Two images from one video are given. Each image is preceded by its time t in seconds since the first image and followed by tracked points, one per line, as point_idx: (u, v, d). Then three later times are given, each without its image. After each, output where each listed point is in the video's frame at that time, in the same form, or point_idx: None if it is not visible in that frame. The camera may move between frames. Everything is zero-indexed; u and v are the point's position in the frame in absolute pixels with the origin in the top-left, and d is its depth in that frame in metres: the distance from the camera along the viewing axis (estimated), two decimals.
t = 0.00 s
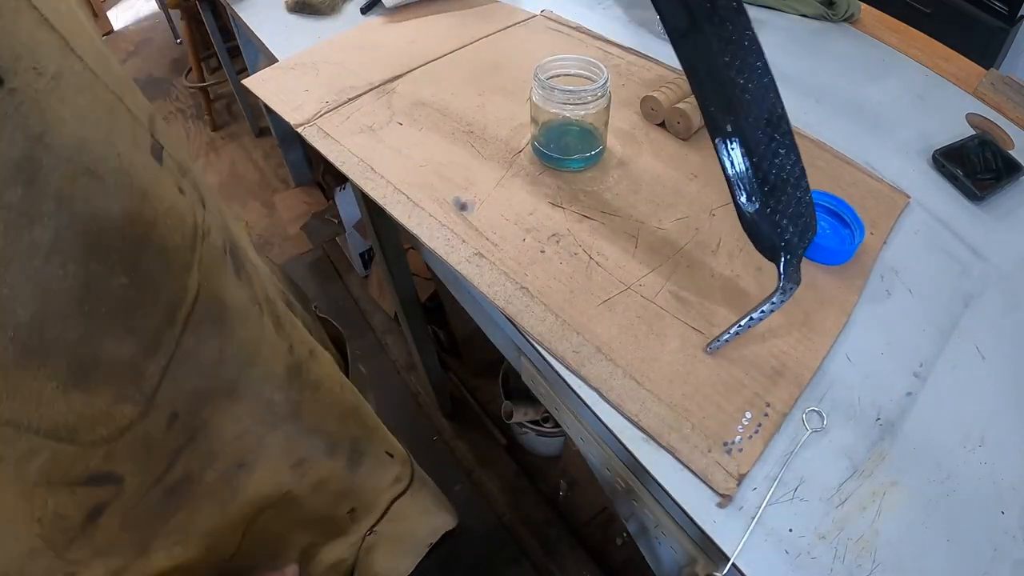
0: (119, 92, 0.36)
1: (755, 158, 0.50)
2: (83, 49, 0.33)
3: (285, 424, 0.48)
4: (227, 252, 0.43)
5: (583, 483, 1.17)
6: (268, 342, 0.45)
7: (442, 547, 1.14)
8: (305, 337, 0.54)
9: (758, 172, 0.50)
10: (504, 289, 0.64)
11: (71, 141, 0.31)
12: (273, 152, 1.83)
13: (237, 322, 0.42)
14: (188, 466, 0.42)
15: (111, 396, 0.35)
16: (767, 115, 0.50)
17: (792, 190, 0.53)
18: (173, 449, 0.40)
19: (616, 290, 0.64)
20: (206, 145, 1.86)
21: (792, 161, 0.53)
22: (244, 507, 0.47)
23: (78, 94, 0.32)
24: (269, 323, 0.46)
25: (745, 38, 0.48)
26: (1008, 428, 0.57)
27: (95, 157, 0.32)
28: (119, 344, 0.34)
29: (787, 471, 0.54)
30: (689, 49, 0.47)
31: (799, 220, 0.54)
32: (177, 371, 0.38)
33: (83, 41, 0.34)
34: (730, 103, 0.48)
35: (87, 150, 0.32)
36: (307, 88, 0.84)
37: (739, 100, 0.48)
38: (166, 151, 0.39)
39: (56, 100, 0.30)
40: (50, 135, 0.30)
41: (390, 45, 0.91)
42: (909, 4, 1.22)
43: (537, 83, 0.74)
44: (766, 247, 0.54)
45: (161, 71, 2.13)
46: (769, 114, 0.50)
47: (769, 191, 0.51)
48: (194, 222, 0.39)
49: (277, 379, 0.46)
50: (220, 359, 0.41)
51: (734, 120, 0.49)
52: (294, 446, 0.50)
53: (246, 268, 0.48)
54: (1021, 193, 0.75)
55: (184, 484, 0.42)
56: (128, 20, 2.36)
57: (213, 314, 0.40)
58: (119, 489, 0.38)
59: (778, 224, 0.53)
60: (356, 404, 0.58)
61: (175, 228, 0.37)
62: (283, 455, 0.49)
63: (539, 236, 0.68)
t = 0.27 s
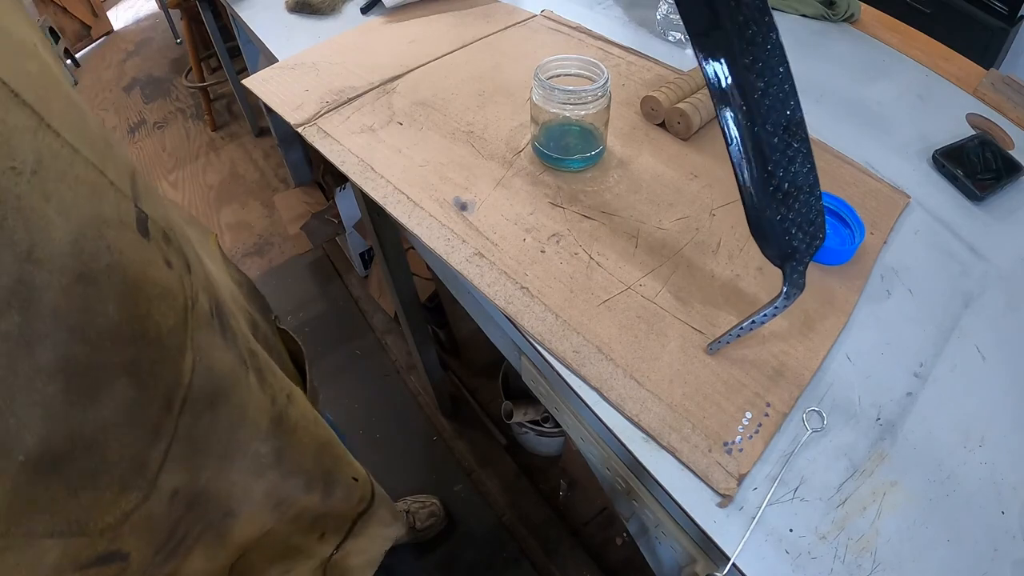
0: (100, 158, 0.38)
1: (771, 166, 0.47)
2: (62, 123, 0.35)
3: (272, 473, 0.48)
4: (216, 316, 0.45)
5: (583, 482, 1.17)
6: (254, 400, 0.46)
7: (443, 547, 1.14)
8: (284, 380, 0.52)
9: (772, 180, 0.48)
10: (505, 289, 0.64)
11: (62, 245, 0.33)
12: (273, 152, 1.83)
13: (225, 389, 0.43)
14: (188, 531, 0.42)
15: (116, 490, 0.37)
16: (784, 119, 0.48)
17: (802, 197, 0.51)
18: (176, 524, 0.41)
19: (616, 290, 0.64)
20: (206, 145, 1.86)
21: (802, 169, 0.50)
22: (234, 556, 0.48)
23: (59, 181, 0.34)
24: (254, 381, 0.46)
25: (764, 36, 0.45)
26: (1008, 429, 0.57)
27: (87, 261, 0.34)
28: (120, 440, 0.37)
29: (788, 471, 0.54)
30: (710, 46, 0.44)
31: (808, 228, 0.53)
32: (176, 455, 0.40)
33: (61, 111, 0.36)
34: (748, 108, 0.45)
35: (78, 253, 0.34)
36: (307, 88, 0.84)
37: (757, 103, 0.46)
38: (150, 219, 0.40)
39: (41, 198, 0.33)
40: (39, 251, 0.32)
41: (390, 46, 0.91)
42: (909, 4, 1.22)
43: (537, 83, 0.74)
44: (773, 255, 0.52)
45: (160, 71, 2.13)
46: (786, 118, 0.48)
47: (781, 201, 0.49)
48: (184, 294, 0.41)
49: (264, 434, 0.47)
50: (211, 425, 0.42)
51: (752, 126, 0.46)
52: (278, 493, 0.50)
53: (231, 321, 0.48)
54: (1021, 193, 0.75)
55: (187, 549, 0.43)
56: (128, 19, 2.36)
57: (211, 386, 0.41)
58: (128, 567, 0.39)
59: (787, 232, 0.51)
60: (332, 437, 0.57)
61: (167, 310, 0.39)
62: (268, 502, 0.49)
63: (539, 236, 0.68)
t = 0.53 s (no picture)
0: (86, 200, 0.41)
1: (765, 169, 0.47)
2: (46, 171, 0.39)
3: (276, 509, 0.51)
4: (213, 355, 0.47)
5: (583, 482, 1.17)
6: (255, 439, 0.48)
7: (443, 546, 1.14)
8: (284, 413, 0.54)
9: (768, 181, 0.48)
10: (505, 289, 0.64)
11: (50, 302, 0.36)
12: (273, 152, 1.83)
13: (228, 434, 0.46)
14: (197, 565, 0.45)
15: (127, 543, 0.40)
16: (777, 120, 0.47)
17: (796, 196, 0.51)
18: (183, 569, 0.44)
19: (617, 290, 0.64)
20: (206, 145, 1.86)
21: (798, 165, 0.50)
22: None
23: (45, 235, 0.37)
24: (255, 418, 0.49)
25: (758, 35, 0.44)
26: (1008, 429, 0.57)
27: (80, 320, 0.37)
28: (128, 496, 0.40)
29: (788, 472, 0.54)
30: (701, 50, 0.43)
31: (805, 225, 0.52)
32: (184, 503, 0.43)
33: (45, 158, 0.39)
34: (740, 110, 0.45)
35: (69, 313, 0.37)
36: (307, 88, 0.84)
37: (750, 105, 0.45)
38: (143, 262, 0.43)
39: (27, 256, 0.36)
40: (32, 316, 0.36)
41: (390, 46, 0.91)
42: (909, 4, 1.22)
43: (537, 83, 0.74)
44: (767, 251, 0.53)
45: (160, 71, 2.13)
46: (780, 119, 0.47)
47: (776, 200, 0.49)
48: (180, 337, 0.43)
49: (266, 471, 0.49)
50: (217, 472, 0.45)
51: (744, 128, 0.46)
52: (282, 527, 0.52)
53: (229, 357, 0.50)
54: (1021, 193, 0.75)
55: None
56: (128, 19, 2.36)
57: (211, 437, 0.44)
58: None
59: (783, 231, 0.51)
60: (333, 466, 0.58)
61: (165, 359, 0.42)
62: (272, 536, 0.52)
63: (539, 236, 0.68)
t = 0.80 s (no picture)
0: (70, 221, 0.40)
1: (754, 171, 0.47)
2: (25, 191, 0.38)
3: (287, 533, 0.51)
4: (216, 380, 0.47)
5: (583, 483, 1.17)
6: (263, 464, 0.48)
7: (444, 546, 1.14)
8: (297, 434, 0.54)
9: (759, 184, 0.48)
10: (505, 290, 0.64)
11: (28, 330, 0.35)
12: (273, 151, 1.83)
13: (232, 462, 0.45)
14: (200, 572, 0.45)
15: None
16: (770, 124, 0.46)
17: (796, 198, 0.50)
18: None
19: (617, 290, 0.64)
20: (206, 145, 1.86)
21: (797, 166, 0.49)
22: None
23: (23, 259, 0.36)
24: (263, 442, 0.49)
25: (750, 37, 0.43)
26: (1008, 429, 0.57)
27: (64, 351, 0.36)
28: (123, 532, 0.39)
29: (788, 471, 0.54)
30: (685, 54, 0.43)
31: (806, 225, 0.52)
32: (185, 536, 0.43)
33: (26, 176, 0.38)
34: (727, 114, 0.45)
35: (50, 343, 0.36)
36: (307, 88, 0.84)
37: (739, 109, 0.45)
38: (132, 284, 0.42)
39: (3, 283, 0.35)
40: (9, 347, 0.34)
41: (390, 46, 0.91)
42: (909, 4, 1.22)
43: (537, 83, 0.74)
44: (766, 253, 0.52)
45: (161, 70, 2.13)
46: (773, 122, 0.46)
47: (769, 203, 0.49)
48: (175, 363, 0.42)
49: (277, 496, 0.49)
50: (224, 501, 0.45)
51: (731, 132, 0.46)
52: (296, 551, 0.52)
53: (233, 380, 0.50)
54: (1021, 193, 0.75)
55: None
56: (128, 19, 2.36)
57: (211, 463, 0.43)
58: None
59: (779, 233, 0.51)
60: (350, 485, 0.58)
61: (159, 387, 0.41)
62: (285, 559, 0.52)
63: (539, 236, 0.68)
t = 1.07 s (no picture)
0: (61, 230, 0.40)
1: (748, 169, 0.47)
2: (14, 200, 0.38)
3: (285, 538, 0.51)
4: (210, 386, 0.46)
5: (583, 483, 1.17)
6: (259, 469, 0.48)
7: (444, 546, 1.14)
8: (294, 439, 0.55)
9: (753, 181, 0.48)
10: (505, 290, 0.64)
11: (19, 340, 0.35)
12: (273, 151, 1.83)
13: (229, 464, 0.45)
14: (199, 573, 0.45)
15: None
16: (764, 120, 0.46)
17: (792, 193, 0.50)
18: None
19: (617, 290, 0.64)
20: (206, 145, 1.86)
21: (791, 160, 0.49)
22: None
23: (13, 268, 0.36)
24: (259, 446, 0.49)
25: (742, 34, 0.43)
26: (1008, 428, 0.57)
27: (56, 360, 0.37)
28: (119, 539, 0.39)
29: (788, 471, 0.54)
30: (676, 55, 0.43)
31: (803, 222, 0.52)
32: (183, 542, 0.43)
33: (15, 185, 0.38)
34: (719, 112, 0.45)
35: (42, 352, 0.36)
36: (307, 88, 0.84)
37: (732, 106, 0.45)
38: (125, 291, 0.42)
39: None
40: None
41: (390, 46, 0.91)
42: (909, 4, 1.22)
43: (537, 83, 0.74)
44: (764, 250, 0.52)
45: (161, 70, 2.14)
46: (767, 119, 0.46)
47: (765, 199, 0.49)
48: (169, 370, 0.42)
49: (273, 501, 0.49)
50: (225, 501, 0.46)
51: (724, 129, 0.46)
52: (294, 554, 0.52)
53: (229, 385, 0.50)
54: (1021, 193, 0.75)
55: None
56: (128, 19, 2.37)
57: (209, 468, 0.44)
58: None
59: (775, 229, 0.51)
60: (348, 487, 0.58)
61: (153, 394, 0.41)
62: (284, 562, 0.52)
63: (539, 236, 0.68)
